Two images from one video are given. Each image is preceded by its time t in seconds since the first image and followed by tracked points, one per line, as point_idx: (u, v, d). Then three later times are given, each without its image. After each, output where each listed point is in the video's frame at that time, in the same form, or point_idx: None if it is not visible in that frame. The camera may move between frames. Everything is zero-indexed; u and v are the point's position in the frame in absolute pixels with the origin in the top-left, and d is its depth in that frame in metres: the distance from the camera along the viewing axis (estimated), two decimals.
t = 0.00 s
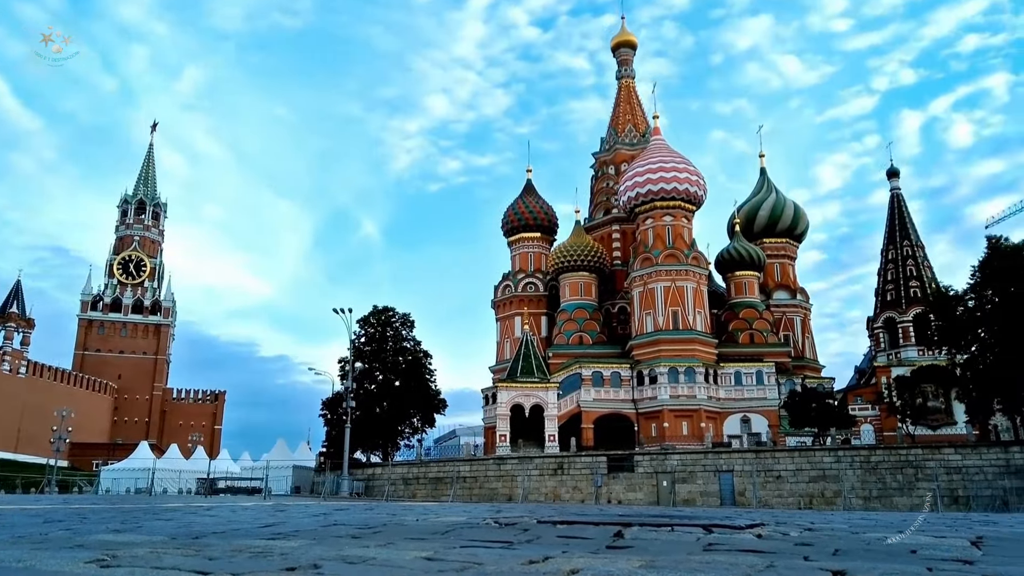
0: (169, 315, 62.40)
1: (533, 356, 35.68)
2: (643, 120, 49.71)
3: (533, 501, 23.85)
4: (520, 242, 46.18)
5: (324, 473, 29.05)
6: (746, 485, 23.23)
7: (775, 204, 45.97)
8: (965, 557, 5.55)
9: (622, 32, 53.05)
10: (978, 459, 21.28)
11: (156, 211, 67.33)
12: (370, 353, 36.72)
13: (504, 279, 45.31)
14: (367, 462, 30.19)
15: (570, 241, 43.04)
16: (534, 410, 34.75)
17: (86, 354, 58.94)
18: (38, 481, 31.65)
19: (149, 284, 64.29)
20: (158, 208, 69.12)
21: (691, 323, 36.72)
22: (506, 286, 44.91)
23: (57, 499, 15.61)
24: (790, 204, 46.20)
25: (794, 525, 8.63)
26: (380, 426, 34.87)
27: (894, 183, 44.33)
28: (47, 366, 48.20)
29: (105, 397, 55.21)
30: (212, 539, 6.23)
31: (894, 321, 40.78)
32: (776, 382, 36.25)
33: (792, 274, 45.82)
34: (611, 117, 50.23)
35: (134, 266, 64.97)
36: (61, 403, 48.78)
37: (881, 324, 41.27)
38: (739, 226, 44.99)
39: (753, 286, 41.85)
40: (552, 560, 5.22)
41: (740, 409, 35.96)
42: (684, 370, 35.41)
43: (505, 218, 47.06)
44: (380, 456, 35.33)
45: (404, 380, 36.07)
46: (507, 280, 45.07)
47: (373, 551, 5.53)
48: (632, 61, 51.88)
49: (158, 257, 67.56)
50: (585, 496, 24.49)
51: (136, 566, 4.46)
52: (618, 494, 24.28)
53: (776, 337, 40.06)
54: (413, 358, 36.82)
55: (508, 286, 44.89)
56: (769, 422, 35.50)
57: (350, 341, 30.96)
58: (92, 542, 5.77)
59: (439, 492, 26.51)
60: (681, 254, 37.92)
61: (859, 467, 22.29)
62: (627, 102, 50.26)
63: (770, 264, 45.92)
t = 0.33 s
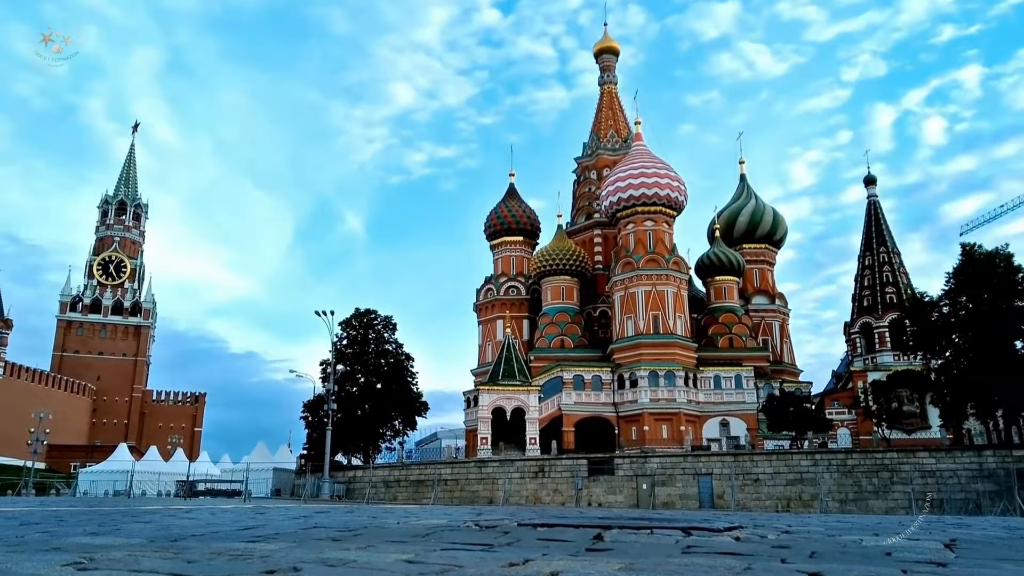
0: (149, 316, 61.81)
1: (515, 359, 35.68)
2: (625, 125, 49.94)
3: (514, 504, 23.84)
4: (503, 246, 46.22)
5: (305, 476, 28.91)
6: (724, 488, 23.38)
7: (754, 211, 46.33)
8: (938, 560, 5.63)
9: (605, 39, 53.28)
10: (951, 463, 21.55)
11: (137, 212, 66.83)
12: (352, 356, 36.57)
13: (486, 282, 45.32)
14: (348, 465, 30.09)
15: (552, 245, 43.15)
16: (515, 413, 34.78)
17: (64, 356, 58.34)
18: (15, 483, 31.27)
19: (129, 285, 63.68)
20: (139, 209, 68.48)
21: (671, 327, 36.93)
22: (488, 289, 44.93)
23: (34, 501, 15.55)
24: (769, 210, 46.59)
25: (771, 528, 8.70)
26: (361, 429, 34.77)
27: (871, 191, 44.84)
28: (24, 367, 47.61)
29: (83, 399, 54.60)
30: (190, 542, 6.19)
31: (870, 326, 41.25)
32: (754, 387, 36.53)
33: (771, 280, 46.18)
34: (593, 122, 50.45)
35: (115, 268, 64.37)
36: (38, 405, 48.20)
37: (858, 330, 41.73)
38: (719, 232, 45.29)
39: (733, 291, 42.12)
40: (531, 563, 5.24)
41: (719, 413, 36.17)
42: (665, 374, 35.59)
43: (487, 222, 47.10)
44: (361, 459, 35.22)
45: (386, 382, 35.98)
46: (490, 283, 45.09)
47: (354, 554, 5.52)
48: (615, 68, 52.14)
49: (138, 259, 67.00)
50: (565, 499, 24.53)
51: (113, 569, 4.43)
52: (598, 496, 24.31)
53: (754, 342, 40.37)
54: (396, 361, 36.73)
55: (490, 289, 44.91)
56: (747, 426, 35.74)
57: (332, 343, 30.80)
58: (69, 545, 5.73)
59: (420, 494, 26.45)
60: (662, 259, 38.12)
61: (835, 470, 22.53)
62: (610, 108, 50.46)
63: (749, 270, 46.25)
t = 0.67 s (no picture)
0: (130, 317, 61.27)
1: (498, 362, 35.67)
2: (608, 131, 50.15)
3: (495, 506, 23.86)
4: (486, 249, 46.24)
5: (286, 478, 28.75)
6: (704, 490, 23.51)
7: (735, 216, 46.64)
8: (914, 562, 5.71)
9: (588, 45, 53.44)
10: (927, 466, 21.77)
11: (118, 212, 66.23)
12: (335, 358, 36.40)
13: (469, 285, 45.30)
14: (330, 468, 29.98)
15: (535, 248, 43.23)
16: (497, 416, 34.78)
17: (43, 357, 57.69)
18: None
19: (110, 286, 63.09)
20: (120, 210, 67.87)
21: (652, 331, 37.07)
22: (471, 292, 44.90)
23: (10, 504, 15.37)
24: (750, 215, 46.93)
25: (750, 530, 8.78)
26: (344, 431, 34.63)
27: (850, 198, 45.31)
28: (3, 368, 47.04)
29: (62, 400, 54.01)
30: (169, 544, 6.17)
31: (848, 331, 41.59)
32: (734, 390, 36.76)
33: (751, 285, 46.53)
34: (577, 127, 50.61)
35: (95, 269, 63.73)
36: (16, 406, 47.64)
37: (836, 334, 41.99)
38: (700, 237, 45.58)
39: (713, 295, 42.43)
40: (512, 566, 5.26)
41: (700, 416, 36.34)
42: (646, 377, 35.74)
43: (471, 225, 47.10)
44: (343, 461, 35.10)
45: (368, 385, 35.87)
46: (472, 286, 45.06)
47: (335, 556, 5.53)
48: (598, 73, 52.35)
49: (119, 259, 66.37)
50: (547, 501, 24.54)
51: (91, 573, 4.41)
52: (580, 499, 24.29)
53: (734, 346, 40.65)
54: (378, 363, 36.62)
55: (473, 292, 44.90)
56: (727, 429, 35.88)
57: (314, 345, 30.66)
58: (46, 547, 5.68)
59: (401, 497, 26.37)
60: (644, 263, 38.29)
61: (813, 473, 22.72)
62: (593, 113, 50.63)
63: (729, 274, 46.58)
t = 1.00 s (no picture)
0: (110, 318, 60.67)
1: (480, 365, 35.67)
2: (591, 135, 50.34)
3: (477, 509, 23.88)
4: (469, 252, 46.24)
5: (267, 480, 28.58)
6: (684, 493, 23.65)
7: (716, 221, 46.95)
8: (889, 564, 5.81)
9: (573, 50, 53.60)
10: (903, 469, 22.00)
11: (99, 212, 65.55)
12: (317, 360, 36.22)
13: (452, 288, 45.28)
14: (312, 470, 29.86)
15: (518, 251, 43.28)
16: (480, 418, 34.75)
17: (21, 358, 56.97)
18: None
19: (90, 286, 62.39)
20: (102, 210, 67.22)
21: (634, 335, 37.22)
22: (454, 295, 44.88)
23: None
24: (731, 220, 47.27)
25: (727, 533, 8.86)
26: (326, 433, 34.48)
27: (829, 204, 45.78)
28: None
29: (41, 401, 53.35)
30: (148, 547, 6.14)
31: (827, 336, 41.99)
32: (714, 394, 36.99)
33: (731, 289, 46.82)
34: (560, 132, 50.75)
35: (75, 269, 63.04)
36: None
37: (814, 339, 42.40)
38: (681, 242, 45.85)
39: (694, 300, 42.63)
40: (493, 567, 5.30)
41: (680, 419, 36.50)
42: (627, 380, 35.85)
43: (454, 228, 47.09)
44: (325, 463, 34.95)
45: (350, 387, 35.74)
46: (456, 289, 45.05)
47: (317, 558, 5.52)
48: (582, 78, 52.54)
49: (100, 260, 65.67)
50: (528, 503, 24.60)
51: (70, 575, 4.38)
52: (561, 501, 24.33)
53: (715, 350, 40.89)
54: (361, 365, 36.52)
55: (456, 295, 44.89)
56: (707, 432, 36.09)
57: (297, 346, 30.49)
58: (23, 549, 5.65)
59: (383, 499, 26.31)
60: (626, 267, 38.45)
61: (791, 476, 22.87)
62: (576, 118, 50.80)
63: (710, 279, 46.84)
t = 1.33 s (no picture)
0: (91, 319, 60.05)
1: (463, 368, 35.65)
2: (574, 140, 50.51)
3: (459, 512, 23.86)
4: (452, 255, 46.21)
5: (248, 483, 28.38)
6: (664, 496, 23.78)
7: (697, 226, 47.25)
8: (866, 566, 5.88)
9: (557, 55, 53.77)
10: (880, 472, 22.22)
11: (80, 213, 64.89)
12: (299, 362, 36.04)
13: (435, 291, 45.25)
14: (293, 472, 29.70)
15: (501, 255, 43.30)
16: (462, 421, 34.71)
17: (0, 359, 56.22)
18: None
19: (71, 287, 61.68)
20: (83, 210, 66.50)
21: (615, 338, 37.38)
22: (437, 298, 44.86)
23: None
24: (712, 226, 47.59)
25: (707, 536, 8.93)
26: (308, 435, 34.30)
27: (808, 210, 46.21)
28: None
29: (20, 403, 52.65)
30: (127, 550, 6.12)
31: (806, 341, 42.35)
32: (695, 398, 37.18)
33: (712, 294, 47.12)
34: (544, 136, 50.88)
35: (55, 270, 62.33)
36: None
37: (793, 344, 42.74)
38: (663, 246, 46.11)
39: (676, 304, 42.86)
40: (474, 570, 5.33)
41: (660, 423, 36.67)
42: (609, 384, 35.97)
43: (438, 231, 47.06)
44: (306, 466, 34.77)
45: (333, 390, 35.60)
46: (439, 292, 45.02)
47: (297, 562, 5.52)
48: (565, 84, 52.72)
49: (80, 260, 64.95)
50: (510, 506, 24.63)
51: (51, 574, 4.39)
52: (543, 504, 24.44)
53: (695, 354, 41.11)
54: (343, 368, 36.39)
55: (439, 298, 44.87)
56: (688, 435, 36.29)
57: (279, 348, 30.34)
58: (0, 552, 5.63)
59: (365, 502, 26.25)
60: (608, 271, 38.58)
61: (770, 479, 23.03)
62: (560, 122, 50.95)
63: (691, 283, 47.10)
